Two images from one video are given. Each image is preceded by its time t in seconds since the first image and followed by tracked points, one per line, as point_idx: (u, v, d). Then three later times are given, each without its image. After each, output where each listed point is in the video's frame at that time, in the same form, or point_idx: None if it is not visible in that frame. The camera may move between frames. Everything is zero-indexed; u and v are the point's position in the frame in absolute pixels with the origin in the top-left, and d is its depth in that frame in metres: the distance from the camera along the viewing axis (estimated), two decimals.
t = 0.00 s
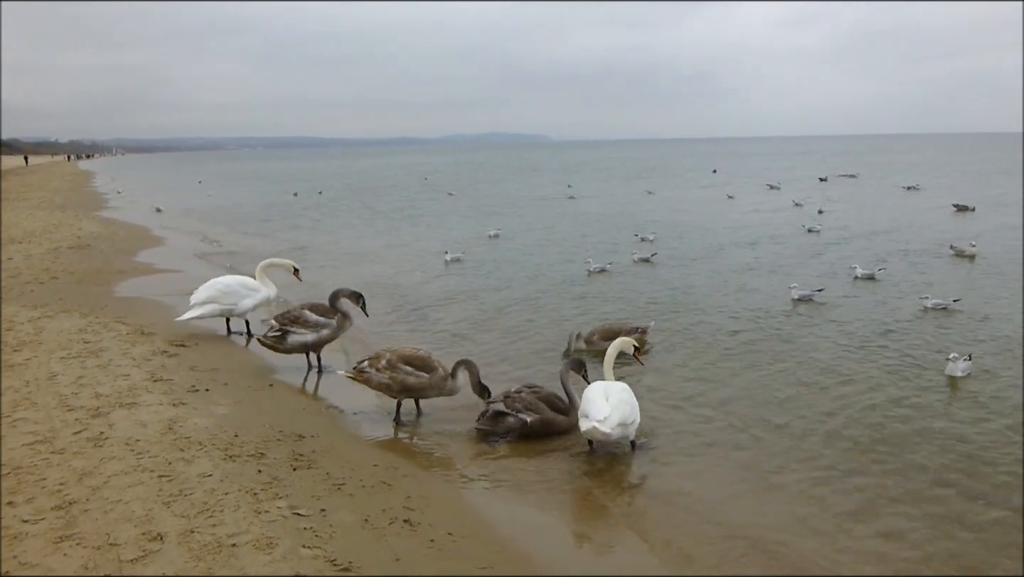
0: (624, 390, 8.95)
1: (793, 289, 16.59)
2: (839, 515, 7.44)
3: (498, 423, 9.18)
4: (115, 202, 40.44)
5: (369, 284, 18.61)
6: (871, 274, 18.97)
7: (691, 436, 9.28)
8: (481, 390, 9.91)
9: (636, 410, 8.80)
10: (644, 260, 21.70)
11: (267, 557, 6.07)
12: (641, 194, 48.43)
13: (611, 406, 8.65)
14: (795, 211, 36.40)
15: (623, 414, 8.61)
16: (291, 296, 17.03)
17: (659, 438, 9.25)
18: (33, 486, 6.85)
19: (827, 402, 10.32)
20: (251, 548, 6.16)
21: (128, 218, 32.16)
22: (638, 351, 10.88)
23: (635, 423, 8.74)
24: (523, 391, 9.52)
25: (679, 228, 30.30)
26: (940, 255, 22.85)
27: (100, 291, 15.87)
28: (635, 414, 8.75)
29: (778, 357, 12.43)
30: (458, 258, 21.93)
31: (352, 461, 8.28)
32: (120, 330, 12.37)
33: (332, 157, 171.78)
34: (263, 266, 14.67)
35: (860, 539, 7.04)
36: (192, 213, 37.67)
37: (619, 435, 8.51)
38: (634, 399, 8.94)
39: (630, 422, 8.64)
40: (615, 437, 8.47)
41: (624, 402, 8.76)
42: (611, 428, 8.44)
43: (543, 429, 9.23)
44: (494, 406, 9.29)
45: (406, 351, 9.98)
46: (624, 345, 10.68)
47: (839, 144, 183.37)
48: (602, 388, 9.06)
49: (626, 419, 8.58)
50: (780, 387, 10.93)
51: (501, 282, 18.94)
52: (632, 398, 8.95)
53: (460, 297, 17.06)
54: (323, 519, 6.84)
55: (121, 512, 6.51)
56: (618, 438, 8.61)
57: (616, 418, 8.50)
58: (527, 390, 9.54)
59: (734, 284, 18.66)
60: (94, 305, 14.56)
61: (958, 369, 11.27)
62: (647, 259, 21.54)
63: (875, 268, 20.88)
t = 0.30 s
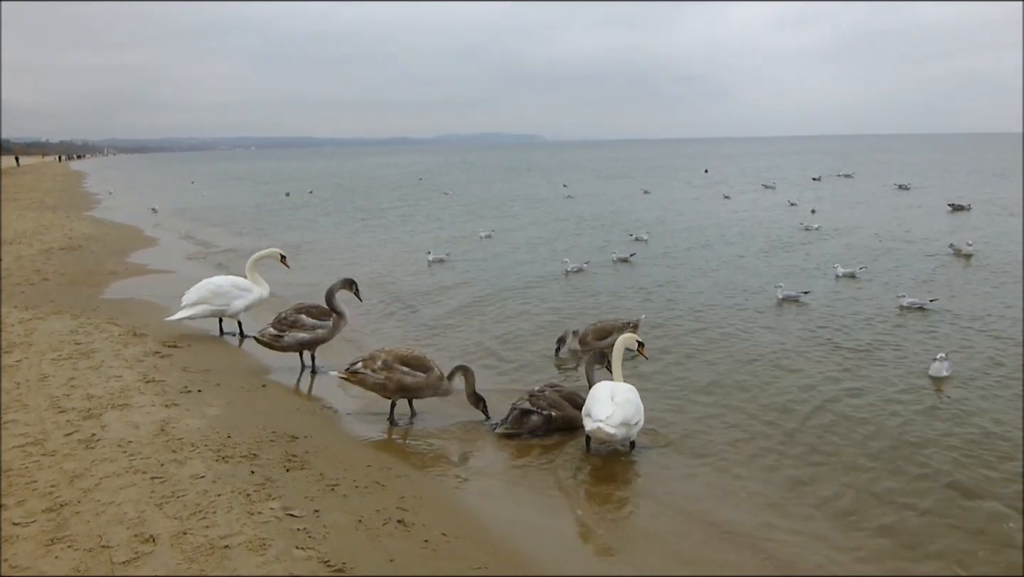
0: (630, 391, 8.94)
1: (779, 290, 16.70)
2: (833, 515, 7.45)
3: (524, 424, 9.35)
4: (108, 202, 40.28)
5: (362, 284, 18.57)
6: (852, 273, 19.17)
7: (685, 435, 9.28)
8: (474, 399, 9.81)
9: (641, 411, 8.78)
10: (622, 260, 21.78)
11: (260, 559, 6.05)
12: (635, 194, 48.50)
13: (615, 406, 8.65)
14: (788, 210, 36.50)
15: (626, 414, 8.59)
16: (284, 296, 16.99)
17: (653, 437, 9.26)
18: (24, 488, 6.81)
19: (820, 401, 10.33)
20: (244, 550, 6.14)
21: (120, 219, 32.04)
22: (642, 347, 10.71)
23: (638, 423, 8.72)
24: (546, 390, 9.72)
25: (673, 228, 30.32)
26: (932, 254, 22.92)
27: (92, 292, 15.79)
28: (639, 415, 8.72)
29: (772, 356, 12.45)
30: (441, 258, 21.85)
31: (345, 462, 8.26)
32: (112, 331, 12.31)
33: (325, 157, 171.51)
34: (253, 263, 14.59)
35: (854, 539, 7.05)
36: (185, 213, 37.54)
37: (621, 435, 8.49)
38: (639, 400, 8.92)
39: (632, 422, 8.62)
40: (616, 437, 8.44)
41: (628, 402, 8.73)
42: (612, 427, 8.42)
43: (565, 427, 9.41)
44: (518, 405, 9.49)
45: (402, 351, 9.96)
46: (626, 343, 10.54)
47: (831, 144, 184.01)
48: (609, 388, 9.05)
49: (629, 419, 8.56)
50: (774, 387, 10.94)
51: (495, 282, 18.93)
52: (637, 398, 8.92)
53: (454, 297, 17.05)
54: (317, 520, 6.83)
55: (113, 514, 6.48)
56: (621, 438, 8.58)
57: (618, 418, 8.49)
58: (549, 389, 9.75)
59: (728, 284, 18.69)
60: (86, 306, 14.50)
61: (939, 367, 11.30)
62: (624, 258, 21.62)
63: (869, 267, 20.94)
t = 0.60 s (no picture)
0: (630, 391, 8.92)
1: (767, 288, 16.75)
2: (826, 515, 7.46)
3: (535, 420, 9.47)
4: (98, 203, 40.04)
5: (355, 284, 18.54)
6: (836, 271, 19.35)
7: (678, 435, 9.29)
8: (471, 403, 9.77)
9: (640, 412, 8.78)
10: (604, 260, 21.73)
11: (253, 560, 6.04)
12: (630, 193, 48.45)
13: (613, 406, 8.66)
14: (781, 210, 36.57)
15: (624, 415, 8.60)
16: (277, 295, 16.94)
17: (646, 436, 9.29)
18: (15, 490, 6.78)
19: (812, 400, 10.38)
20: (237, 550, 6.12)
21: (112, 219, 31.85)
22: (641, 342, 10.79)
23: (637, 423, 8.72)
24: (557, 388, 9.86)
25: (668, 228, 30.29)
26: (924, 254, 23.00)
27: (83, 293, 15.71)
28: (637, 416, 8.73)
29: (766, 356, 12.46)
30: (424, 258, 21.71)
31: (338, 462, 8.25)
32: (103, 332, 12.26)
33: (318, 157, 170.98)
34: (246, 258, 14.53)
35: (846, 538, 7.06)
36: (177, 213, 37.35)
37: (619, 435, 8.51)
38: (639, 399, 8.90)
39: (630, 422, 8.64)
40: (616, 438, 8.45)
41: (628, 402, 8.72)
42: (612, 428, 8.43)
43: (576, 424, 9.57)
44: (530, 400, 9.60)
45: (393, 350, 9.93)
46: (625, 340, 10.60)
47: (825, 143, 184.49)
48: (609, 387, 9.05)
49: (626, 420, 8.58)
50: (768, 386, 10.95)
51: (489, 281, 18.91)
52: (638, 398, 8.91)
53: (447, 296, 17.04)
54: (309, 520, 6.82)
55: (105, 515, 6.46)
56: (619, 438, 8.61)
57: (615, 419, 8.50)
58: (559, 387, 9.90)
59: (722, 284, 18.70)
60: (77, 307, 14.41)
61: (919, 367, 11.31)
62: (606, 259, 21.57)
63: (861, 267, 21.02)
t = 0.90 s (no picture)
0: (626, 390, 8.92)
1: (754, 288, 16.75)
2: (820, 515, 7.45)
3: (540, 417, 9.53)
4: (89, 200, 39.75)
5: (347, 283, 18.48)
6: (808, 269, 19.82)
7: (672, 435, 9.27)
8: (469, 405, 9.69)
9: (634, 411, 8.78)
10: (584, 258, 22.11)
11: (243, 559, 6.01)
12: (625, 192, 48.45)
13: (608, 405, 8.66)
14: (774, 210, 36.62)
15: (618, 415, 8.61)
16: (269, 293, 16.87)
17: (637, 435, 9.30)
18: (4, 489, 6.74)
19: (803, 400, 10.41)
20: (228, 550, 6.10)
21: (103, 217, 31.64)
22: (638, 338, 10.87)
23: (631, 422, 8.73)
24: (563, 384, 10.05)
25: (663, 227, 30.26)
26: (915, 254, 23.07)
27: (73, 291, 15.62)
28: (631, 415, 8.73)
29: (759, 356, 12.45)
30: (406, 257, 21.62)
31: (330, 461, 8.23)
32: (94, 330, 12.20)
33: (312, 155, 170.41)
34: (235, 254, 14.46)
35: (841, 538, 7.06)
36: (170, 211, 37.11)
37: (613, 435, 8.51)
38: (635, 399, 8.90)
39: (624, 421, 8.64)
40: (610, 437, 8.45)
41: (623, 402, 8.72)
42: (606, 427, 8.43)
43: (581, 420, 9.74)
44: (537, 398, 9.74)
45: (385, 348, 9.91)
46: (621, 335, 10.68)
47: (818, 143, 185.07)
48: (605, 387, 9.05)
49: (620, 419, 8.58)
50: (762, 387, 10.94)
51: (482, 280, 18.89)
52: (633, 397, 8.90)
53: (440, 295, 17.01)
54: (300, 519, 6.80)
55: (94, 514, 6.42)
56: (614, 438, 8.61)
57: (608, 418, 8.50)
58: (564, 384, 10.09)
59: (716, 283, 18.71)
60: (66, 305, 14.31)
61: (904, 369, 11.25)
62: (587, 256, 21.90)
63: (852, 267, 21.09)
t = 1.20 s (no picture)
0: (622, 389, 8.92)
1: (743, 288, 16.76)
2: (818, 515, 7.44)
3: (540, 412, 9.48)
4: (82, 199, 39.53)
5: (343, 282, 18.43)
6: (793, 267, 19.92)
7: (668, 434, 9.25)
8: (459, 395, 9.81)
9: (630, 411, 8.79)
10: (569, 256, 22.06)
11: (237, 559, 5.99)
12: (621, 191, 48.37)
13: (602, 404, 8.69)
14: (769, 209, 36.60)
15: (613, 413, 8.62)
16: (264, 293, 16.81)
17: (633, 433, 9.29)
18: None
19: (798, 398, 10.42)
20: (222, 549, 6.08)
21: (98, 216, 31.48)
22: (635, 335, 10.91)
23: (625, 422, 8.75)
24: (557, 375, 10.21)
25: (660, 225, 30.21)
26: (911, 253, 23.08)
27: (66, 291, 15.54)
28: (626, 415, 8.75)
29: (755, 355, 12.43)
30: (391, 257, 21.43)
31: (324, 460, 8.21)
32: (86, 330, 12.14)
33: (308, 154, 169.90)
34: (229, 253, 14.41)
35: (839, 539, 7.04)
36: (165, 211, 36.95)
37: (607, 433, 8.53)
38: (631, 398, 8.89)
39: (618, 421, 8.66)
40: (604, 435, 8.46)
41: (618, 401, 8.73)
42: (600, 426, 8.45)
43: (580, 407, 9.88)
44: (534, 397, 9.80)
45: (380, 347, 9.90)
46: (619, 332, 10.72)
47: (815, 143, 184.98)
48: (601, 385, 9.07)
49: (614, 418, 8.60)
50: (759, 386, 10.92)
51: (477, 280, 18.85)
52: (629, 397, 8.91)
53: (435, 294, 16.97)
54: (295, 518, 6.79)
55: (88, 514, 6.40)
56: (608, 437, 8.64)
57: (603, 417, 8.53)
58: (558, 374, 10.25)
59: (713, 283, 18.68)
60: (59, 305, 14.24)
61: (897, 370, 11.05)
62: (572, 255, 21.87)
63: (848, 265, 21.08)
